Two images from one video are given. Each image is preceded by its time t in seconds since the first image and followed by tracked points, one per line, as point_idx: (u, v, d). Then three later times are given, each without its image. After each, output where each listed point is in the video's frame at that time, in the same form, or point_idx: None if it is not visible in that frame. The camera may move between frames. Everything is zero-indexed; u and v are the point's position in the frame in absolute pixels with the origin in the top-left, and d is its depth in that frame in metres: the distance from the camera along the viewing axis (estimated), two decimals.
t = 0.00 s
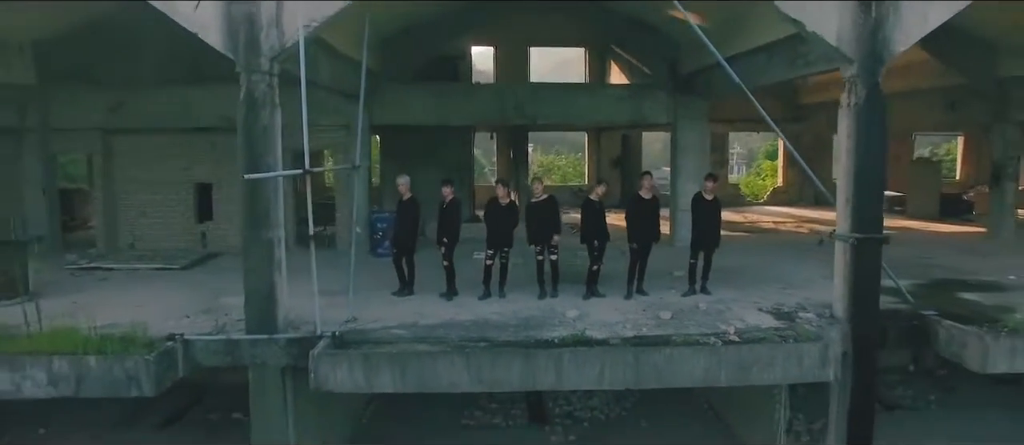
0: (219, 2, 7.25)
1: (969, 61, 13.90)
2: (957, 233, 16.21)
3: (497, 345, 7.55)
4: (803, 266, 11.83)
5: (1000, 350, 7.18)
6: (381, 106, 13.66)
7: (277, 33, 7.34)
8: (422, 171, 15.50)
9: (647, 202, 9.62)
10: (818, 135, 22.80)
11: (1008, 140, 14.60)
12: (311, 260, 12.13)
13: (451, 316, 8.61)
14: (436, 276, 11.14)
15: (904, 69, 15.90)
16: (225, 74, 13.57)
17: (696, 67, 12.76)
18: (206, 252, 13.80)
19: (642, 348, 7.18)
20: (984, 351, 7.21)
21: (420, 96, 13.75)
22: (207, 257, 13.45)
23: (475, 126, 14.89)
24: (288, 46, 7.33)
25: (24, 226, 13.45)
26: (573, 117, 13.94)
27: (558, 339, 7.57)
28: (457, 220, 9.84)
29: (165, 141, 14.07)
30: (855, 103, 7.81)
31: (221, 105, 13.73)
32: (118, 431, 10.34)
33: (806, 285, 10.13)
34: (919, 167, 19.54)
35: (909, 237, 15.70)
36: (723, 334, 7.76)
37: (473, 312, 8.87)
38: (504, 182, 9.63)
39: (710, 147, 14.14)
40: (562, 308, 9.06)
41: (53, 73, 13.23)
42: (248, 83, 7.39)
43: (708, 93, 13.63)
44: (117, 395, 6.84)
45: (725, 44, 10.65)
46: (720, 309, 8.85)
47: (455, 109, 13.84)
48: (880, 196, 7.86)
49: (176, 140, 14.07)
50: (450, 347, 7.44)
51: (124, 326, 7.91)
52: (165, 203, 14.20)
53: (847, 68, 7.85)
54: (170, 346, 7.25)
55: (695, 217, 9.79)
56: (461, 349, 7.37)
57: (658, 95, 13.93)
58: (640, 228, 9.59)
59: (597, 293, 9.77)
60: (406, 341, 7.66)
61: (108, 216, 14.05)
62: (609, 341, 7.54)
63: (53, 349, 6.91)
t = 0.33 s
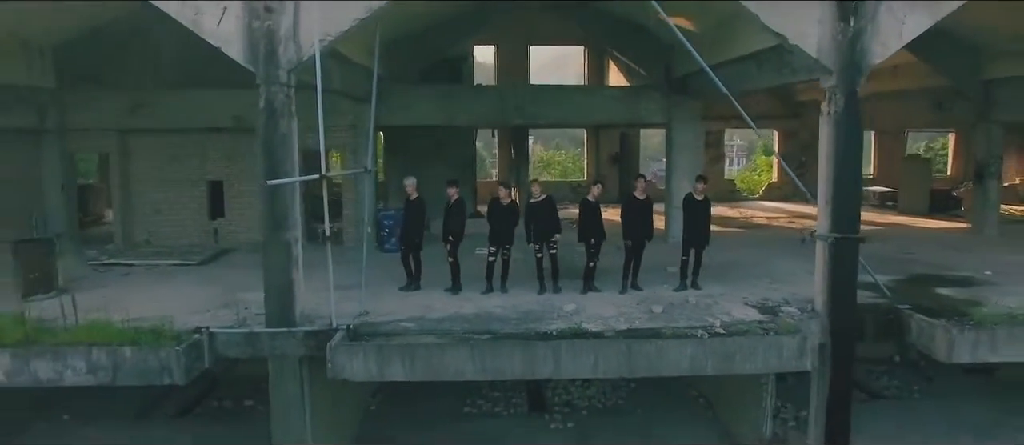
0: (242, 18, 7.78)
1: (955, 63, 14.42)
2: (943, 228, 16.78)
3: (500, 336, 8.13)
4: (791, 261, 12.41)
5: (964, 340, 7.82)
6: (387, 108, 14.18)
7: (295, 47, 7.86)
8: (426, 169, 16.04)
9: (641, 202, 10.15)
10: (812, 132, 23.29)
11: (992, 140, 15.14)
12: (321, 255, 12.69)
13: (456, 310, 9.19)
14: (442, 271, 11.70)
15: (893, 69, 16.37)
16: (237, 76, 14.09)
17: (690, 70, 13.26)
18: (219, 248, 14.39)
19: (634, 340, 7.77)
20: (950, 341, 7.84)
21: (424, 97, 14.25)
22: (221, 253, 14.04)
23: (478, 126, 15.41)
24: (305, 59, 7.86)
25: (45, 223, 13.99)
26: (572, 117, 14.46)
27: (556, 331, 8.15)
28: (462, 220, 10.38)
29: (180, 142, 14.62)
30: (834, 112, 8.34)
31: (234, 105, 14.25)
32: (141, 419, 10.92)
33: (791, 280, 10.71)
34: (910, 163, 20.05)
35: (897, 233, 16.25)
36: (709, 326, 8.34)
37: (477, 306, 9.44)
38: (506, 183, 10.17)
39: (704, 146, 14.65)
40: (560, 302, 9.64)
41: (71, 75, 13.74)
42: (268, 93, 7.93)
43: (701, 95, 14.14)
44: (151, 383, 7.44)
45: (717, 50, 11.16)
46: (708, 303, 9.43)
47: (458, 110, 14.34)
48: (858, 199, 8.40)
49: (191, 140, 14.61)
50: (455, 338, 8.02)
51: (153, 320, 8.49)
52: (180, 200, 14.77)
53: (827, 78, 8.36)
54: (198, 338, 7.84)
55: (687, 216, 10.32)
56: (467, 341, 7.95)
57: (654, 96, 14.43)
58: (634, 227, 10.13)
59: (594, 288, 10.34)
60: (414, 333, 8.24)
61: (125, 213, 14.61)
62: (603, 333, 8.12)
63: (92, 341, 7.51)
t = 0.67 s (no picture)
0: (260, 31, 8.32)
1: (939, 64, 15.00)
2: (929, 225, 17.34)
3: (501, 328, 8.73)
4: (779, 257, 12.99)
5: (932, 332, 8.43)
6: (392, 109, 14.71)
7: (310, 59, 8.41)
8: (429, 167, 16.59)
9: (635, 202, 10.71)
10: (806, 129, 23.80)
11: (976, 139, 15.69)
12: (329, 250, 13.27)
13: (460, 303, 9.79)
14: (445, 267, 12.28)
15: (882, 70, 16.88)
16: (247, 78, 14.63)
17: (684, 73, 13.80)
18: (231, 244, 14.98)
19: (625, 332, 8.38)
20: (919, 333, 8.45)
21: (428, 99, 14.76)
22: (233, 249, 14.63)
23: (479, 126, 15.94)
24: (319, 70, 8.41)
25: (64, 221, 14.57)
26: (570, 118, 15.00)
27: (553, 323, 8.76)
28: (465, 218, 10.95)
29: (193, 141, 15.16)
30: (814, 118, 8.90)
31: (244, 107, 14.78)
32: (162, 407, 11.54)
33: (777, 275, 11.30)
34: (899, 160, 20.58)
35: (884, 229, 16.84)
36: (696, 319, 8.95)
37: (479, 300, 10.04)
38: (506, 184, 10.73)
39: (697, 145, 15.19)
40: (558, 296, 10.24)
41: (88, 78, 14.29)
42: (284, 102, 8.48)
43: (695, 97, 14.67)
44: (178, 372, 8.05)
45: (708, 56, 11.70)
46: (697, 296, 10.03)
47: (460, 111, 14.87)
48: (836, 200, 8.97)
49: (203, 140, 15.15)
50: (460, 330, 8.62)
51: (177, 312, 9.09)
52: (192, 198, 15.32)
53: (808, 87, 8.91)
54: (220, 330, 8.44)
55: (678, 215, 10.89)
56: (470, 332, 8.56)
57: (650, 97, 14.96)
58: (628, 225, 10.70)
59: (590, 282, 10.93)
60: (421, 325, 8.84)
61: (139, 211, 15.19)
62: (597, 325, 8.73)
63: (123, 333, 8.11)
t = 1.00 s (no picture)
0: (276, 45, 8.90)
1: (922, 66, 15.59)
2: (915, 222, 17.95)
3: (501, 321, 9.34)
4: (767, 254, 13.60)
5: (902, 325, 9.05)
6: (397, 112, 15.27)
7: (323, 71, 8.99)
8: (432, 167, 17.19)
9: (629, 202, 11.30)
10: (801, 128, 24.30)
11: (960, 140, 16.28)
12: (339, 247, 13.88)
13: (463, 298, 10.40)
14: (448, 264, 12.89)
15: (871, 72, 17.42)
16: (256, 81, 15.19)
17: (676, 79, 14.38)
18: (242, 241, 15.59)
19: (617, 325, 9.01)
20: (890, 326, 9.07)
21: (431, 102, 15.31)
22: (245, 246, 15.25)
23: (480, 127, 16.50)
24: (331, 81, 9.00)
25: (82, 219, 15.20)
26: (568, 120, 15.59)
27: (550, 317, 9.38)
28: (467, 218, 11.55)
29: (205, 142, 15.75)
30: (795, 126, 9.48)
31: (253, 109, 15.33)
32: (181, 396, 12.18)
33: (763, 271, 11.92)
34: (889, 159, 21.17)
35: (873, 226, 17.41)
36: (684, 313, 9.57)
37: (481, 295, 10.66)
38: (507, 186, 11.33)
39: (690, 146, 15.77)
40: (555, 291, 10.85)
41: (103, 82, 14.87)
42: (299, 111, 9.07)
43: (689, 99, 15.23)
44: (202, 362, 8.69)
45: (700, 61, 12.25)
46: (685, 292, 10.65)
47: (462, 114, 15.43)
48: (815, 201, 9.57)
49: (214, 141, 15.74)
50: (464, 323, 9.23)
51: (198, 307, 9.71)
52: (204, 196, 15.89)
53: (789, 95, 9.50)
54: (240, 324, 9.07)
55: (670, 216, 11.47)
56: (472, 326, 9.16)
57: (645, 100, 15.53)
58: (622, 225, 11.30)
59: (585, 278, 11.55)
60: (426, 319, 9.47)
61: (154, 210, 15.79)
62: (590, 318, 9.34)
63: (150, 326, 8.74)
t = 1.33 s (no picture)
0: (291, 58, 9.49)
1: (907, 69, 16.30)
2: (902, 220, 18.58)
3: (501, 317, 9.98)
4: (756, 252, 14.24)
5: (876, 321, 9.69)
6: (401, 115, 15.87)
7: (334, 83, 9.59)
8: (435, 166, 17.80)
9: (623, 204, 11.91)
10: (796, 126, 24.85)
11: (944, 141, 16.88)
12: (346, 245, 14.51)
13: (465, 295, 11.05)
14: (452, 262, 13.54)
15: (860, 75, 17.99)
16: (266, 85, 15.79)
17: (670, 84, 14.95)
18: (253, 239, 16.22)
19: (610, 321, 9.65)
20: (865, 322, 9.71)
21: (434, 105, 15.90)
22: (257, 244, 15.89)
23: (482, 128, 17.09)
24: (342, 93, 9.59)
25: (99, 218, 15.84)
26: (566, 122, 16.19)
27: (548, 313, 10.03)
28: (469, 220, 12.17)
29: (216, 144, 16.34)
30: (778, 134, 10.07)
31: (263, 112, 15.94)
32: (198, 388, 12.81)
33: (751, 269, 12.56)
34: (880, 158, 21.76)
35: (861, 224, 18.03)
36: (674, 309, 10.21)
37: (483, 292, 11.31)
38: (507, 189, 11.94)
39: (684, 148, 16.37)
40: (552, 289, 11.49)
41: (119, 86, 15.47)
42: (312, 120, 9.68)
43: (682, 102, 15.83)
44: (223, 355, 9.35)
45: (692, 69, 12.83)
46: (676, 289, 11.29)
47: (465, 116, 16.02)
48: (797, 205, 10.18)
49: (225, 143, 16.33)
50: (467, 319, 9.88)
51: (218, 305, 10.33)
52: (216, 196, 16.48)
53: (773, 105, 10.09)
54: (257, 319, 9.72)
55: (663, 217, 12.08)
56: (475, 321, 9.80)
57: (641, 103, 16.11)
58: (616, 225, 11.93)
59: (582, 276, 12.19)
60: (432, 315, 10.11)
61: (167, 210, 16.36)
62: (585, 314, 9.99)
63: (175, 322, 9.38)
